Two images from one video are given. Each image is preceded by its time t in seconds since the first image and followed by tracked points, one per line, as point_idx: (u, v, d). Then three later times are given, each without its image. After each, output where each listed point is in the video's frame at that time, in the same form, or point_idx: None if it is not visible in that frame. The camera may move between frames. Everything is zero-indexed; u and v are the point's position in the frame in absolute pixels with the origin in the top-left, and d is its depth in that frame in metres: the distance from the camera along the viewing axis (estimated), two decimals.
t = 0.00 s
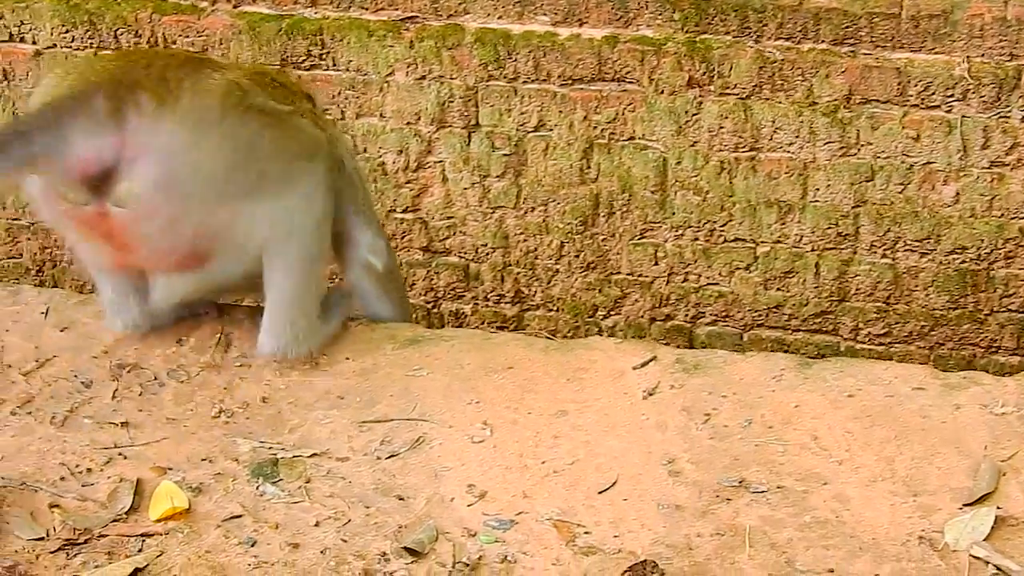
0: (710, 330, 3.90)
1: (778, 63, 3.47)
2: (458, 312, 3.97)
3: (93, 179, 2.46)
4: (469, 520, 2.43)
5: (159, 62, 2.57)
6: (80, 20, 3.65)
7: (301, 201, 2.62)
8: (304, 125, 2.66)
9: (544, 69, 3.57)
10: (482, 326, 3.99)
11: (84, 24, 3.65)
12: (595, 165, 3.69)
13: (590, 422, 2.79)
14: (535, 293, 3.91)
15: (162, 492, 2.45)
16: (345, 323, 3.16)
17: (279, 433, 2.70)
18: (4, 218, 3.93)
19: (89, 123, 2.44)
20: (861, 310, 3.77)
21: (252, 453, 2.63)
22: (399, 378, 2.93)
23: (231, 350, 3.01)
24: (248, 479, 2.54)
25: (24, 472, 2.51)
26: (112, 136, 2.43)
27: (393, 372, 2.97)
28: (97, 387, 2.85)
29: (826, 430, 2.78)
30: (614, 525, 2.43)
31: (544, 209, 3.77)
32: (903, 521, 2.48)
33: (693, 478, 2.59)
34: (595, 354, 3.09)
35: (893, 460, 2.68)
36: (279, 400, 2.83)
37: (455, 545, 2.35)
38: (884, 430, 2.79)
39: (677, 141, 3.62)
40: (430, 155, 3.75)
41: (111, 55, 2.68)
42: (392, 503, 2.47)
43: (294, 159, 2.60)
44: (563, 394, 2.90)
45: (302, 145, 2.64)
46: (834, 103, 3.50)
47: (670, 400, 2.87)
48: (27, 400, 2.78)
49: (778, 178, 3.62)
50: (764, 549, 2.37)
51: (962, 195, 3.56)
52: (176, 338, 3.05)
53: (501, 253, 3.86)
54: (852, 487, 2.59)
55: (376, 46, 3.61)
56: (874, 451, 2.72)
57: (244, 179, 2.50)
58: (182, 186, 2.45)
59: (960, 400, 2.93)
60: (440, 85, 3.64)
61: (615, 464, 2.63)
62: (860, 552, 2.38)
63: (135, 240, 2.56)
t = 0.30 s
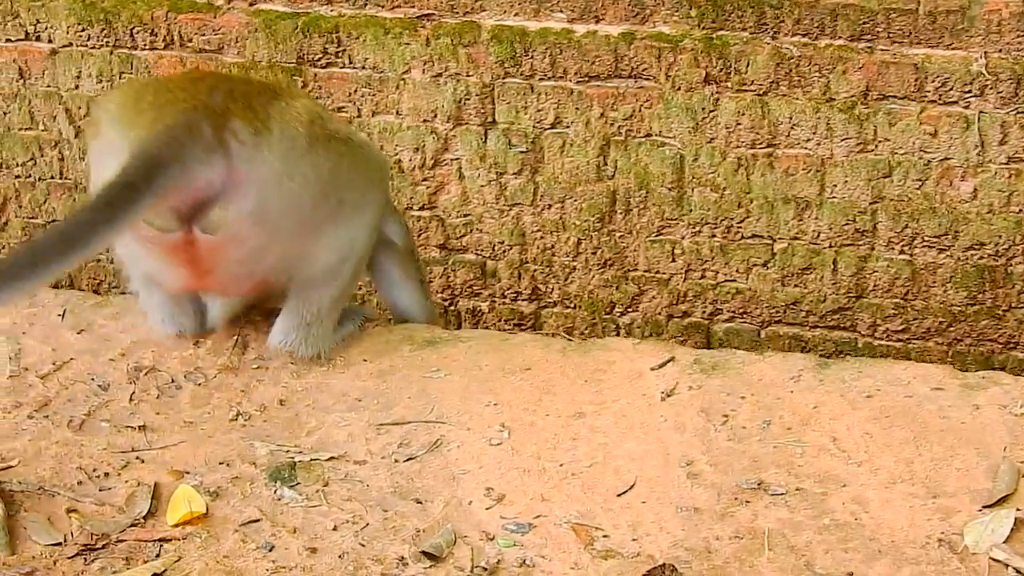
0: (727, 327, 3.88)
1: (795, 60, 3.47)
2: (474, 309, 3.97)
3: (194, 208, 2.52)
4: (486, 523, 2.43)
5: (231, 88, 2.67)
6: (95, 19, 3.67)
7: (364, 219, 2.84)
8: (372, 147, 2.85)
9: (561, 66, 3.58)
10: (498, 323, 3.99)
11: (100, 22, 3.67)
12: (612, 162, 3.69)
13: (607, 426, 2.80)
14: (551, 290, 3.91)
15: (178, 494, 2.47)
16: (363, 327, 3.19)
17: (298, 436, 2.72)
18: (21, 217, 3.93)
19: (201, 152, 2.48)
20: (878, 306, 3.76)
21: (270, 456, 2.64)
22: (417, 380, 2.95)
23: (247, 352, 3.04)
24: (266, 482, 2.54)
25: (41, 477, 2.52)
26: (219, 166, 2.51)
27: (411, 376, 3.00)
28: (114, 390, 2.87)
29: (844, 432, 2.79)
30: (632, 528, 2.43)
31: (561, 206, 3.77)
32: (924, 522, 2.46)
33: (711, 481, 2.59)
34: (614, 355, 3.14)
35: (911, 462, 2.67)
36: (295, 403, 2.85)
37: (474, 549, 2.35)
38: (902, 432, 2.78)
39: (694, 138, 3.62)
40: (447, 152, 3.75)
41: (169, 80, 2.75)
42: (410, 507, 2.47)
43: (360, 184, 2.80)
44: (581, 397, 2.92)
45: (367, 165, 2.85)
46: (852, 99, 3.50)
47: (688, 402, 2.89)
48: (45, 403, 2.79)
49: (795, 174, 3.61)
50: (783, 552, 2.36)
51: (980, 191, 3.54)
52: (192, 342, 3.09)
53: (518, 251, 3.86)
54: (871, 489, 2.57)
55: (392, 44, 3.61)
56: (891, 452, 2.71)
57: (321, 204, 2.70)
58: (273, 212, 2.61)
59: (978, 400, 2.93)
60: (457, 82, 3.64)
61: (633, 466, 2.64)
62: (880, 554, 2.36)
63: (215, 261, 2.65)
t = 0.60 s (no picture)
0: (736, 326, 3.87)
1: (802, 59, 3.46)
2: (482, 309, 3.97)
3: (236, 254, 2.83)
4: (493, 533, 2.50)
5: (244, 125, 2.87)
6: (101, 19, 3.67)
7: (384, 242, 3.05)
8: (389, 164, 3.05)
9: (568, 65, 3.57)
10: (506, 323, 3.98)
11: (106, 23, 3.68)
12: (619, 162, 3.68)
13: (613, 433, 2.88)
14: (559, 289, 3.91)
15: (185, 505, 2.54)
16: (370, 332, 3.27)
17: (305, 443, 2.80)
18: (27, 218, 3.94)
19: (221, 205, 2.73)
20: (887, 305, 3.75)
21: (275, 465, 2.71)
22: (424, 387, 3.03)
23: (254, 358, 3.13)
24: (272, 491, 2.62)
25: (47, 487, 2.59)
26: (244, 214, 2.78)
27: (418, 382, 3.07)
28: (119, 397, 2.95)
29: (850, 439, 2.88)
30: (640, 538, 2.51)
31: (568, 206, 3.77)
32: (931, 531, 2.55)
33: (718, 489, 2.67)
34: (622, 360, 3.24)
35: (919, 469, 2.76)
36: (302, 410, 2.93)
37: (481, 559, 2.42)
38: (910, 439, 2.88)
39: (701, 137, 3.61)
40: (454, 152, 3.75)
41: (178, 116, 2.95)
42: (417, 516, 2.55)
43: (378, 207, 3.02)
44: (586, 404, 3.00)
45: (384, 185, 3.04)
46: (859, 98, 3.49)
47: (694, 408, 2.98)
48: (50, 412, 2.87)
49: (803, 174, 3.61)
50: (790, 561, 2.45)
51: (988, 190, 3.54)
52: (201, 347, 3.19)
53: (525, 250, 3.85)
54: (879, 497, 2.66)
55: (398, 44, 3.61)
56: (897, 459, 2.80)
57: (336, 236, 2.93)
58: (302, 250, 2.88)
59: (985, 405, 3.03)
60: (463, 82, 3.63)
61: (639, 474, 2.72)
62: (887, 564, 2.44)
63: (244, 302, 2.95)
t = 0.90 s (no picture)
0: (755, 331, 3.85)
1: (823, 63, 3.43)
2: (500, 309, 3.97)
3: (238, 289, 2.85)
4: (503, 556, 2.58)
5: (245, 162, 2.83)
6: (117, 16, 3.66)
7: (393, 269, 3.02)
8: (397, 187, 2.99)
9: (586, 67, 3.55)
10: (524, 324, 3.98)
11: (122, 20, 3.67)
12: (638, 165, 3.66)
13: (626, 453, 2.90)
14: (577, 291, 3.90)
15: (194, 519, 2.63)
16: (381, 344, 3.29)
17: (315, 459, 2.85)
18: (45, 213, 3.97)
19: (221, 243, 2.76)
20: (908, 312, 3.72)
21: (287, 481, 2.78)
22: (436, 403, 3.05)
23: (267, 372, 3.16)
24: (283, 509, 2.69)
25: (58, 501, 2.68)
26: (245, 250, 2.80)
27: (432, 398, 3.09)
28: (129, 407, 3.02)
29: (868, 465, 2.88)
30: (653, 563, 2.58)
31: (587, 208, 3.75)
32: (949, 562, 2.60)
33: (733, 514, 2.71)
34: (635, 377, 3.20)
35: (937, 497, 2.77)
36: (313, 425, 2.97)
37: None
38: (928, 463, 2.89)
39: (721, 140, 3.58)
40: (472, 153, 3.73)
41: (181, 142, 2.92)
42: (427, 537, 2.62)
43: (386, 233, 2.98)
44: (601, 422, 3.01)
45: (392, 207, 2.99)
46: (881, 103, 3.45)
47: (708, 430, 2.98)
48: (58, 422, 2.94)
49: (824, 179, 3.58)
50: None
51: (1012, 198, 3.49)
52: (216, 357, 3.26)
53: (543, 253, 3.84)
54: (896, 525, 2.69)
55: (415, 44, 3.58)
56: (914, 488, 2.81)
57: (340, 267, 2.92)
58: (306, 282, 2.89)
59: (1007, 431, 3.01)
60: (480, 83, 3.61)
61: (653, 497, 2.76)
62: None
63: (248, 332, 2.99)
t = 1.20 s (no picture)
0: (782, 350, 3.78)
1: (857, 81, 3.38)
2: (524, 322, 3.91)
3: (245, 284, 3.11)
4: None
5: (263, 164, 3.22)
6: (145, 18, 3.66)
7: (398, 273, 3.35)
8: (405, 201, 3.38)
9: (616, 80, 3.51)
10: (548, 338, 3.92)
11: (148, 22, 3.67)
12: (667, 179, 3.61)
13: (646, 487, 3.19)
14: (603, 306, 3.84)
15: (205, 548, 2.84)
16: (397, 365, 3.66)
17: (330, 487, 3.11)
18: (67, 214, 3.97)
19: (228, 232, 3.04)
20: (938, 335, 3.65)
21: (298, 510, 3.01)
22: (457, 430, 3.37)
23: (282, 395, 3.47)
24: (295, 539, 2.91)
25: (66, 526, 2.91)
26: (253, 242, 3.09)
27: (449, 424, 3.43)
28: (144, 429, 3.29)
29: (891, 506, 3.16)
30: None
31: (615, 222, 3.70)
32: None
33: (752, 555, 2.95)
34: (657, 409, 3.58)
35: (961, 542, 3.03)
36: (327, 451, 3.26)
37: None
38: (952, 507, 3.17)
39: (752, 157, 3.53)
40: (499, 164, 3.69)
41: (197, 157, 3.32)
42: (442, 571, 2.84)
43: (394, 240, 3.35)
44: (620, 456, 3.31)
45: (400, 220, 3.38)
46: (915, 123, 3.39)
47: (728, 466, 3.28)
48: (75, 443, 3.22)
49: (855, 199, 3.52)
50: None
51: None
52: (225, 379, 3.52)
53: (569, 265, 3.79)
54: (918, 569, 2.94)
55: (444, 53, 3.56)
56: (939, 531, 3.07)
57: (348, 268, 3.23)
58: (314, 280, 3.18)
59: None
60: (509, 93, 3.58)
61: (670, 535, 3.01)
62: None
63: (253, 338, 3.23)
